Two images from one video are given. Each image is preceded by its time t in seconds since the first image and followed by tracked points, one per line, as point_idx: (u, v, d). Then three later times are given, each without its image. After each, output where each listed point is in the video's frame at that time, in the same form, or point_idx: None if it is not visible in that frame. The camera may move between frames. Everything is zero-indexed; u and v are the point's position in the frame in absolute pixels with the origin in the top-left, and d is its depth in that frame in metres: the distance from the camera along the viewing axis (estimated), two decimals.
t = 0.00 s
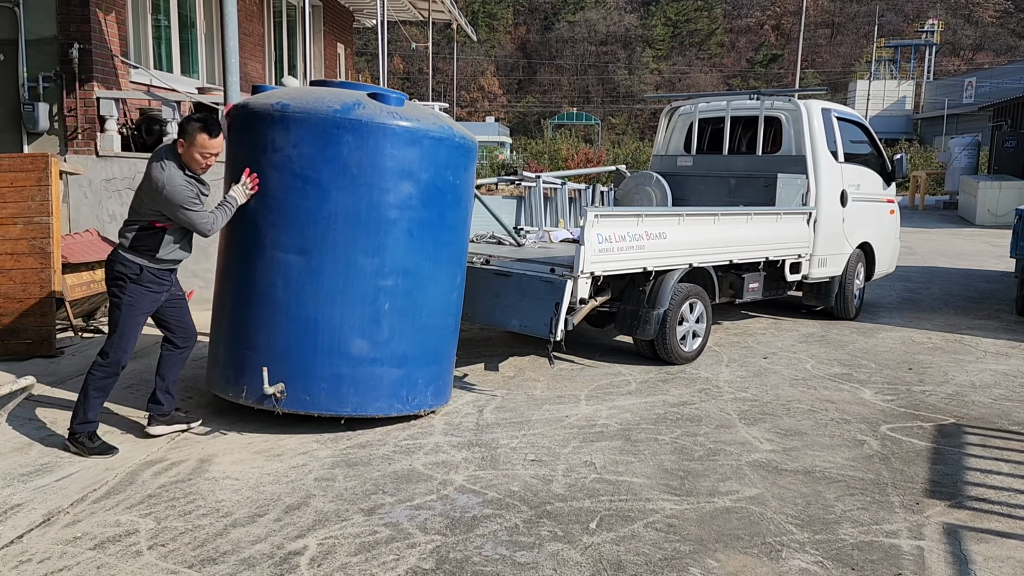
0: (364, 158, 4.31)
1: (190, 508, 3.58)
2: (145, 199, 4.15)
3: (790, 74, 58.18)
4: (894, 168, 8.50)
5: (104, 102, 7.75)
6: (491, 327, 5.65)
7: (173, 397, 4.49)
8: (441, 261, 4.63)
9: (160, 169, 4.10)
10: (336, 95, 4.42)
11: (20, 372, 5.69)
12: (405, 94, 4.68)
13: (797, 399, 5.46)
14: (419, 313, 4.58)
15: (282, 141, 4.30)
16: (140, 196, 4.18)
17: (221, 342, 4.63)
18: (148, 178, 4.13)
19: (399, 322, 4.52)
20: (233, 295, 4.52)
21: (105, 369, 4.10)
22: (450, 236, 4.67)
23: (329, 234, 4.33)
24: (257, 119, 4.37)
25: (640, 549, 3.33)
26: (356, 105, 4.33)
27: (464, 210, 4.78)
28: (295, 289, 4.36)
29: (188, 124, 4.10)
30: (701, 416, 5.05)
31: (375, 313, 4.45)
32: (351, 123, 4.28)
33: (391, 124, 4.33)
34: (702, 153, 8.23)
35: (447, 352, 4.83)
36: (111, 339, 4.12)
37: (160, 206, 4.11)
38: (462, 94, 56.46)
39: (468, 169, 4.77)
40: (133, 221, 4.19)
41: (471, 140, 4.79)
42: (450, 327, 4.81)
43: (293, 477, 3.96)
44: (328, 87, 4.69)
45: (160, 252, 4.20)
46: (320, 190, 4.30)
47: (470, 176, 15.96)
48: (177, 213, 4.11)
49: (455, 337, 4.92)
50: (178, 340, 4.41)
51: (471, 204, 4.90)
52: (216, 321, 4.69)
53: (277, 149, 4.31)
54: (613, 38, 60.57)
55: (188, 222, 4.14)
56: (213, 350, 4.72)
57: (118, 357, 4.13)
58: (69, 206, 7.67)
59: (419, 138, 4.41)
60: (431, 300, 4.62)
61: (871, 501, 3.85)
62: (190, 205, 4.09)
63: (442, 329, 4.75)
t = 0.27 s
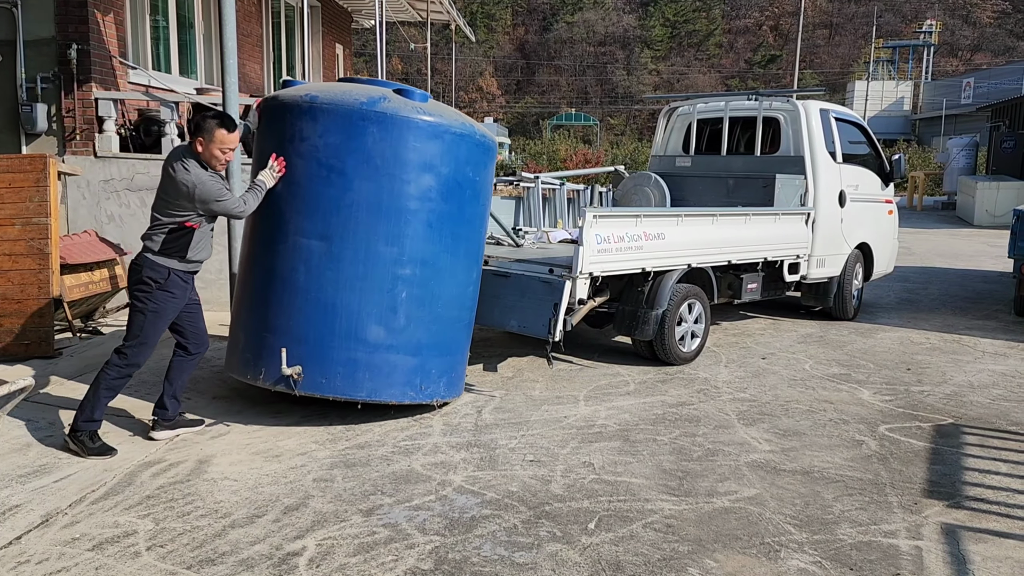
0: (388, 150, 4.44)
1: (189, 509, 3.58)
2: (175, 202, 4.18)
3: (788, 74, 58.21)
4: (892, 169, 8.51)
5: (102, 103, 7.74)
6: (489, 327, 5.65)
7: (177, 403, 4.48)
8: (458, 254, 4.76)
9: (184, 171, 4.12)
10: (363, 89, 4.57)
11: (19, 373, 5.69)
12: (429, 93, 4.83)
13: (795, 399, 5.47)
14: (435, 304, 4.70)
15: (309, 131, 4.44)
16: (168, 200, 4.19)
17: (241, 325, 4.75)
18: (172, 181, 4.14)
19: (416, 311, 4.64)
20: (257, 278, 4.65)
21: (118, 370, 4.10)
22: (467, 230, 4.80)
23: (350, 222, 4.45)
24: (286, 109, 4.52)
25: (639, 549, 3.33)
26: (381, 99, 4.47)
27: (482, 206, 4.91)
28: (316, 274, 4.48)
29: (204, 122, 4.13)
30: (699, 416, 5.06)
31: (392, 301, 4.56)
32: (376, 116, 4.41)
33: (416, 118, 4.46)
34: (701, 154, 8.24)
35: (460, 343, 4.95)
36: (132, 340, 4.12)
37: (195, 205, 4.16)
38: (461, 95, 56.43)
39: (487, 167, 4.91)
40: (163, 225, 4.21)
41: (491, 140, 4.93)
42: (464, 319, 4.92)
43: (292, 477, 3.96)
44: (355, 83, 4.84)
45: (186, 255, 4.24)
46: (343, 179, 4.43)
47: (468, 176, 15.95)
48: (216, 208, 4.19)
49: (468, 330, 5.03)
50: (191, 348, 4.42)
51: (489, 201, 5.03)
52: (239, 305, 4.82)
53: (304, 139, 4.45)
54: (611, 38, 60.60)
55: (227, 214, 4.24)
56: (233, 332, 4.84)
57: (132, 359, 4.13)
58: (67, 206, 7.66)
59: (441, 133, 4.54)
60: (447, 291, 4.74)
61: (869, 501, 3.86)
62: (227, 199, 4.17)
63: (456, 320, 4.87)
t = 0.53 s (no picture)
0: (405, 142, 4.50)
1: (187, 509, 3.58)
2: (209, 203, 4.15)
3: (786, 74, 58.23)
4: (890, 169, 8.52)
5: (100, 103, 7.74)
6: (488, 327, 5.65)
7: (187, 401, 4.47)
8: (470, 247, 4.81)
9: (216, 172, 4.10)
10: (383, 83, 4.65)
11: (16, 374, 5.68)
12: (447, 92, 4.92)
13: (793, 399, 5.47)
14: (446, 295, 4.74)
15: (329, 121, 4.51)
16: (199, 202, 4.16)
17: (255, 311, 4.78)
18: (204, 183, 4.11)
19: (427, 301, 4.67)
20: (272, 264, 4.69)
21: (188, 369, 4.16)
22: (480, 225, 4.85)
23: (366, 211, 4.50)
24: (308, 100, 4.60)
25: (638, 549, 3.33)
26: (401, 93, 4.55)
27: (496, 202, 4.97)
28: (331, 261, 4.51)
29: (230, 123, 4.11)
30: (698, 416, 5.06)
31: (405, 289, 4.59)
32: (396, 108, 4.49)
33: (434, 112, 4.54)
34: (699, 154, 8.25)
35: (470, 335, 4.97)
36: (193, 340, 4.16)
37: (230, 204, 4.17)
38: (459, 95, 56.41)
39: (501, 165, 4.98)
40: (197, 225, 4.20)
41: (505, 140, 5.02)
42: (473, 312, 4.95)
43: (290, 478, 3.96)
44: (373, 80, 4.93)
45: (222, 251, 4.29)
46: (361, 168, 4.49)
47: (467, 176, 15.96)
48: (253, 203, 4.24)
49: (478, 323, 5.07)
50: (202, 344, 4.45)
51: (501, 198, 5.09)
52: (252, 291, 4.85)
53: (324, 129, 4.52)
54: (609, 38, 60.62)
55: (260, 205, 4.31)
56: (246, 318, 4.87)
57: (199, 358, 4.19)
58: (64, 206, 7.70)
59: (459, 129, 4.62)
60: (459, 283, 4.78)
61: (867, 501, 3.86)
62: (261, 190, 4.24)
63: (465, 312, 4.90)
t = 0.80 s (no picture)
0: (401, 138, 4.51)
1: (186, 509, 3.58)
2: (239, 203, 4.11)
3: (786, 74, 58.24)
4: (889, 168, 8.52)
5: (98, 103, 7.74)
6: (487, 327, 5.65)
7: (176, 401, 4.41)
8: (466, 243, 4.80)
9: (248, 172, 4.08)
10: (380, 80, 4.66)
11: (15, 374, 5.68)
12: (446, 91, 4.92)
13: (792, 398, 5.47)
14: (440, 291, 4.74)
15: (325, 117, 4.52)
16: (229, 201, 4.10)
17: (250, 305, 4.79)
18: (236, 182, 4.07)
19: (420, 297, 4.67)
20: (268, 259, 4.69)
21: (218, 373, 4.12)
22: (477, 222, 4.85)
23: (360, 206, 4.51)
24: (306, 97, 4.61)
25: (636, 548, 3.33)
26: (397, 90, 4.56)
27: (493, 200, 4.97)
28: (325, 256, 4.52)
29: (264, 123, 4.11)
30: (696, 415, 5.06)
31: (398, 285, 4.60)
32: (392, 105, 4.50)
33: (430, 109, 4.54)
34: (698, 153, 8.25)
35: (465, 331, 4.96)
36: (216, 344, 4.12)
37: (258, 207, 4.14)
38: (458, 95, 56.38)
39: (500, 163, 4.98)
40: (223, 226, 4.13)
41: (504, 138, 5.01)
42: (469, 309, 4.95)
43: (290, 478, 3.96)
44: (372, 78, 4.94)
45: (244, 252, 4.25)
46: (356, 164, 4.49)
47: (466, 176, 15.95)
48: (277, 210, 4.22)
49: (475, 320, 5.07)
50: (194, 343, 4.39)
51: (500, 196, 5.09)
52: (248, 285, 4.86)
53: (320, 125, 4.52)
54: (608, 38, 60.61)
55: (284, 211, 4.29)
56: (244, 311, 4.89)
57: (225, 361, 4.15)
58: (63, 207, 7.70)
59: (454, 127, 4.62)
60: (453, 280, 4.78)
61: (866, 500, 3.86)
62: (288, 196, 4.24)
63: (460, 309, 4.89)
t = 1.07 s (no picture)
0: (383, 139, 4.52)
1: (186, 509, 3.58)
2: (235, 210, 4.12)
3: (788, 72, 58.15)
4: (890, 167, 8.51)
5: (99, 103, 7.75)
6: (488, 327, 5.65)
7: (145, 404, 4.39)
8: (454, 243, 4.80)
9: (245, 179, 4.10)
10: (363, 82, 4.67)
11: (16, 374, 5.69)
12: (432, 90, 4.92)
13: (794, 397, 5.47)
14: (428, 291, 4.74)
15: (309, 120, 4.55)
16: (224, 206, 4.11)
17: (242, 308, 4.85)
18: (234, 189, 4.09)
19: (407, 298, 4.68)
20: (258, 262, 4.74)
21: (222, 372, 4.12)
22: (465, 222, 4.84)
23: (344, 209, 4.53)
24: (290, 101, 4.64)
25: (637, 547, 3.33)
26: (380, 91, 4.57)
27: (483, 199, 4.97)
28: (311, 258, 4.54)
29: (263, 131, 4.11)
30: (698, 414, 5.06)
31: (384, 286, 4.61)
32: (373, 107, 4.51)
33: (412, 109, 4.55)
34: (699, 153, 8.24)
35: (457, 331, 4.97)
36: (218, 343, 4.12)
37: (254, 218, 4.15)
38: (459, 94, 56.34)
39: (488, 162, 4.97)
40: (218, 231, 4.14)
41: (493, 136, 5.00)
42: (460, 309, 4.95)
43: (290, 477, 3.96)
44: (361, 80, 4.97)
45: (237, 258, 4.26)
46: (339, 166, 4.52)
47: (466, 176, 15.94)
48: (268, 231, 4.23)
49: (468, 320, 5.07)
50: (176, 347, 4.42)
51: (491, 195, 5.09)
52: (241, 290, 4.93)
53: (305, 129, 4.55)
54: (609, 37, 60.58)
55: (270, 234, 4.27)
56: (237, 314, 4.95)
57: (227, 361, 4.15)
58: (63, 207, 7.61)
59: (438, 125, 4.62)
60: (441, 280, 4.78)
61: (867, 499, 3.86)
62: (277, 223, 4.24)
63: (451, 309, 4.89)
